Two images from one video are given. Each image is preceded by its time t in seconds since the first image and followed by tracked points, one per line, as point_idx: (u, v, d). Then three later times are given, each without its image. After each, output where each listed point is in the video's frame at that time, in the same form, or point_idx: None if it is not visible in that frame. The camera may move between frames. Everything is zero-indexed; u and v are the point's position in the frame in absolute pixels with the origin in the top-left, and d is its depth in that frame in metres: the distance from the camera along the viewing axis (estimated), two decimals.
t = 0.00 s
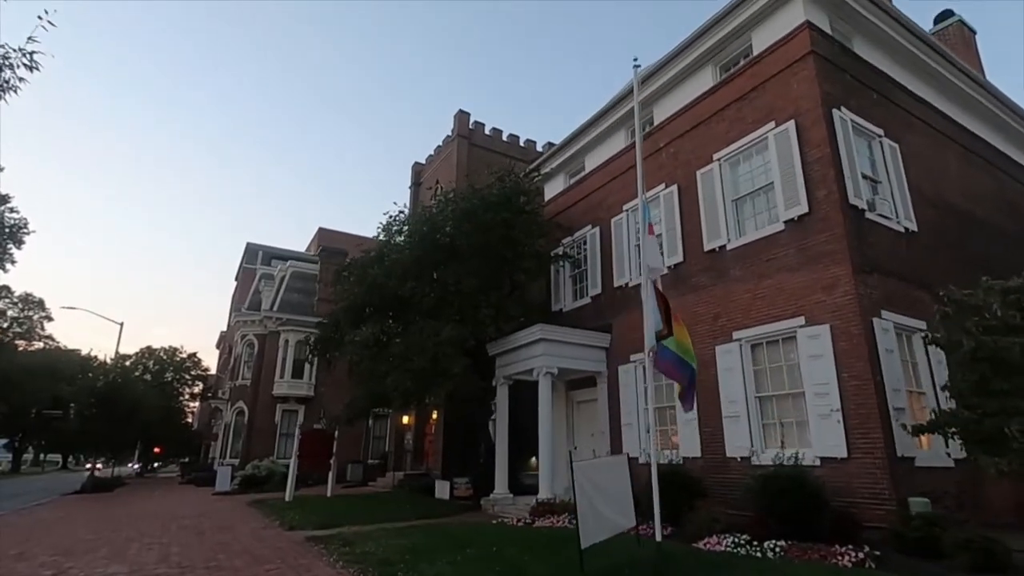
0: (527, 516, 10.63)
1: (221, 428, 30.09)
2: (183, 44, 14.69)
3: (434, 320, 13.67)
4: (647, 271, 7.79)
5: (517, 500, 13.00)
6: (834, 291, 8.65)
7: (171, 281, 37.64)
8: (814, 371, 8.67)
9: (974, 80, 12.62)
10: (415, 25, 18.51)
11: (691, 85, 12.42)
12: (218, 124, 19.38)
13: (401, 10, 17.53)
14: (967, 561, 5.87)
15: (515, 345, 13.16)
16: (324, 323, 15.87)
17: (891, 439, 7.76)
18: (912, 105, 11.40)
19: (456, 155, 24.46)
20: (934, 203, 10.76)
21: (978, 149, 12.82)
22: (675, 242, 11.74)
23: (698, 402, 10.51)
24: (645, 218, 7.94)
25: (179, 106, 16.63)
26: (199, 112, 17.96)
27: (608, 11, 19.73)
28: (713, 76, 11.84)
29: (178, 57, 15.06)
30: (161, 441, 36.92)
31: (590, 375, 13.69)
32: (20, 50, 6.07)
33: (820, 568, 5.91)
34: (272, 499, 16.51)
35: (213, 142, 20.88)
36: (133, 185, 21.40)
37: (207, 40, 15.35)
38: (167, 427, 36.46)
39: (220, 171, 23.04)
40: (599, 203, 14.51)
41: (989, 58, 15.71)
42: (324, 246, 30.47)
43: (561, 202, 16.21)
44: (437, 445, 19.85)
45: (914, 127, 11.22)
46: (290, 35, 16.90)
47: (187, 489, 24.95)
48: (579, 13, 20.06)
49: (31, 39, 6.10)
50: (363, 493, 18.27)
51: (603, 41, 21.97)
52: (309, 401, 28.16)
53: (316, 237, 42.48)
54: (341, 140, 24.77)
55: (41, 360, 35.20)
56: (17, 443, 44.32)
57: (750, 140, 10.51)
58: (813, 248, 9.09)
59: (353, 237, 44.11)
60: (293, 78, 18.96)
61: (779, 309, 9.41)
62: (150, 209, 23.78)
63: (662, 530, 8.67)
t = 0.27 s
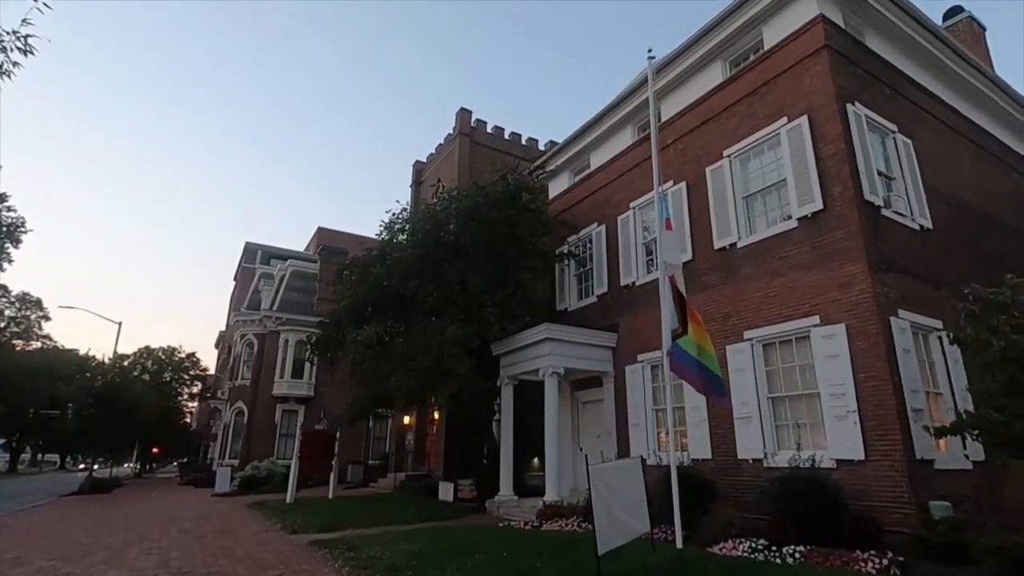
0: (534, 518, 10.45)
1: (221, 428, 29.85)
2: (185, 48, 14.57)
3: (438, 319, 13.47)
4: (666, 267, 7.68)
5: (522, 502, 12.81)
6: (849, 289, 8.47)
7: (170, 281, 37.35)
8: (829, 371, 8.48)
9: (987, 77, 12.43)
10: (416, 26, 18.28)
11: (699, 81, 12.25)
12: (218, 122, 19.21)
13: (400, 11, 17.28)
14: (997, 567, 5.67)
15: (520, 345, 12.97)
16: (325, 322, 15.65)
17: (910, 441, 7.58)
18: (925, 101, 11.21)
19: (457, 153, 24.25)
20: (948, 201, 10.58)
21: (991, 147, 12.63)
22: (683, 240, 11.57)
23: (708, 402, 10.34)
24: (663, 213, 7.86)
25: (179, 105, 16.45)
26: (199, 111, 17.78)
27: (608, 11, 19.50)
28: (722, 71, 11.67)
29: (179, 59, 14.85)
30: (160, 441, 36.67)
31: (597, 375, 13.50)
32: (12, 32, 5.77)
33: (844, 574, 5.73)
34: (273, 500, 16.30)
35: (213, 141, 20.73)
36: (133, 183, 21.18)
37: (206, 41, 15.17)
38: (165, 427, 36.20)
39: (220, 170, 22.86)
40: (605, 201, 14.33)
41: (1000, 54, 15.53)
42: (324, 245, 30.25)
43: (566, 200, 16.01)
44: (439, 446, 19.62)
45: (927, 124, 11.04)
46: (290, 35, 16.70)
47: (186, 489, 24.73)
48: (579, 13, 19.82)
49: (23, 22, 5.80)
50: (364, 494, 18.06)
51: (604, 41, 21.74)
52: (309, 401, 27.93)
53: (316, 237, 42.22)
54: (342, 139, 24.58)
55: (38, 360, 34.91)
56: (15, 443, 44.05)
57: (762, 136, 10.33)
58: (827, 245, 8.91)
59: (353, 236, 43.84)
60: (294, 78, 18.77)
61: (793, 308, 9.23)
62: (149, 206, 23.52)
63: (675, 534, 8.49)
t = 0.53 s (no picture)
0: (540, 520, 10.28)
1: (219, 428, 29.60)
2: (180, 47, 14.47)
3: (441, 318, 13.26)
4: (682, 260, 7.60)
5: (527, 503, 12.63)
6: (865, 285, 8.28)
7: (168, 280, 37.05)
8: (844, 369, 8.30)
9: (999, 72, 12.22)
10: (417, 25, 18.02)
11: (707, 75, 12.06)
12: (212, 123, 18.97)
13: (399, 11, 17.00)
14: None
15: (525, 344, 12.77)
16: (326, 320, 15.43)
17: (929, 442, 7.40)
18: (937, 96, 11.01)
19: (459, 151, 24.04)
20: (961, 197, 10.39)
21: (1003, 143, 12.43)
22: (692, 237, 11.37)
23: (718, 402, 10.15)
24: (679, 205, 7.74)
25: (179, 105, 16.28)
26: (198, 111, 17.62)
27: (610, 11, 19.22)
28: (730, 65, 11.49)
29: (177, 62, 14.61)
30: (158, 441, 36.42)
31: (602, 374, 13.31)
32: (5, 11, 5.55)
33: None
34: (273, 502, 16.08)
35: (213, 140, 20.61)
36: (130, 181, 20.92)
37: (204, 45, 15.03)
38: (164, 427, 35.97)
39: (220, 169, 22.68)
40: (610, 198, 14.13)
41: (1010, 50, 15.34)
42: (324, 244, 30.00)
43: (570, 197, 15.81)
44: (441, 447, 19.40)
45: (940, 119, 10.85)
46: (291, 36, 16.51)
47: (184, 490, 24.50)
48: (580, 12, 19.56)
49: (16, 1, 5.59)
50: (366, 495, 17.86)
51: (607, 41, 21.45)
52: (308, 401, 27.69)
53: (315, 236, 41.93)
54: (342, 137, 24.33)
55: (35, 360, 34.61)
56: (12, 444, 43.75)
57: (773, 130, 10.13)
58: (841, 241, 8.72)
59: (352, 235, 43.56)
60: (295, 79, 18.56)
61: (805, 305, 9.04)
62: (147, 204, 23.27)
63: (686, 537, 8.30)
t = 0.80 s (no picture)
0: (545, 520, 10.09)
1: (218, 428, 29.37)
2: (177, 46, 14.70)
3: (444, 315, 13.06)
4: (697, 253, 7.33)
5: (530, 503, 12.44)
6: (880, 280, 8.09)
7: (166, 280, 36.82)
8: (858, 366, 8.11)
9: (1010, 65, 12.04)
10: (415, 25, 17.87)
11: (715, 69, 11.87)
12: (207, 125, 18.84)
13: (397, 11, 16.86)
14: None
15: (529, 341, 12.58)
16: (326, 318, 15.21)
17: (947, 440, 7.21)
18: (949, 89, 10.82)
19: (459, 148, 23.84)
20: (974, 191, 10.21)
21: (1014, 137, 12.25)
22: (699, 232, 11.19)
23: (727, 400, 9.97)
24: (693, 197, 7.49)
25: (179, 106, 16.69)
26: (196, 109, 17.43)
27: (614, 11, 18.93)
28: (739, 58, 11.30)
29: (174, 64, 15.21)
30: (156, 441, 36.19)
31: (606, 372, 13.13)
32: None
33: None
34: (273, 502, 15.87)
35: (214, 141, 20.37)
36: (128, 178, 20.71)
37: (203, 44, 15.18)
38: (162, 426, 35.73)
39: (220, 170, 22.41)
40: (615, 193, 13.94)
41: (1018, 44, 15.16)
42: (323, 243, 29.78)
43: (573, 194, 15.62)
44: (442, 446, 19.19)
45: (952, 112, 10.66)
46: (290, 36, 16.42)
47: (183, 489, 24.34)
48: (583, 12, 19.30)
49: None
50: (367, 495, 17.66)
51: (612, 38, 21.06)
52: (308, 400, 27.49)
53: (314, 235, 41.69)
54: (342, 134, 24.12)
55: (33, 359, 34.36)
56: (10, 444, 43.48)
57: (783, 123, 9.94)
58: (855, 235, 8.53)
59: (352, 234, 43.32)
60: (294, 78, 18.29)
61: (818, 301, 8.85)
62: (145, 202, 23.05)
63: (698, 538, 8.11)
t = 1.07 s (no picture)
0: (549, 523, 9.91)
1: (216, 428, 29.13)
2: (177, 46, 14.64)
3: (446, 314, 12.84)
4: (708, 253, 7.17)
5: (533, 505, 12.24)
6: (894, 278, 7.90)
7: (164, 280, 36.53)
8: (871, 366, 7.92)
9: (1020, 61, 11.86)
10: (415, 26, 17.69)
11: (722, 63, 11.68)
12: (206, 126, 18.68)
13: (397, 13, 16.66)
14: None
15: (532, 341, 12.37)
16: (326, 318, 14.99)
17: (965, 443, 7.02)
18: (960, 84, 10.63)
19: (460, 145, 23.62)
20: (986, 188, 10.02)
21: None
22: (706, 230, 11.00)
23: (735, 401, 9.78)
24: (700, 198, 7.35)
25: (179, 106, 16.58)
26: (194, 108, 17.16)
27: (616, 13, 18.71)
28: (746, 53, 11.12)
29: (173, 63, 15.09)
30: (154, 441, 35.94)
31: (611, 372, 12.93)
32: None
33: None
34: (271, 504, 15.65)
35: (214, 141, 20.15)
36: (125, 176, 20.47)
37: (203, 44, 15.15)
38: (159, 427, 35.45)
39: (220, 170, 22.19)
40: (619, 190, 13.73)
41: None
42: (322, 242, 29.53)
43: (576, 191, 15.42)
44: (443, 447, 18.98)
45: (963, 108, 10.47)
46: (290, 37, 16.25)
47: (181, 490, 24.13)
48: (584, 14, 19.09)
49: None
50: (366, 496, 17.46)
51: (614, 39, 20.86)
52: (307, 400, 27.26)
53: (313, 234, 41.42)
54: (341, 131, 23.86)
55: (29, 359, 34.08)
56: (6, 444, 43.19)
57: (792, 118, 9.75)
58: (867, 233, 8.35)
59: (351, 233, 43.07)
60: (293, 78, 18.09)
61: (829, 299, 8.67)
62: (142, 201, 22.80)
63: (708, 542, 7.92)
